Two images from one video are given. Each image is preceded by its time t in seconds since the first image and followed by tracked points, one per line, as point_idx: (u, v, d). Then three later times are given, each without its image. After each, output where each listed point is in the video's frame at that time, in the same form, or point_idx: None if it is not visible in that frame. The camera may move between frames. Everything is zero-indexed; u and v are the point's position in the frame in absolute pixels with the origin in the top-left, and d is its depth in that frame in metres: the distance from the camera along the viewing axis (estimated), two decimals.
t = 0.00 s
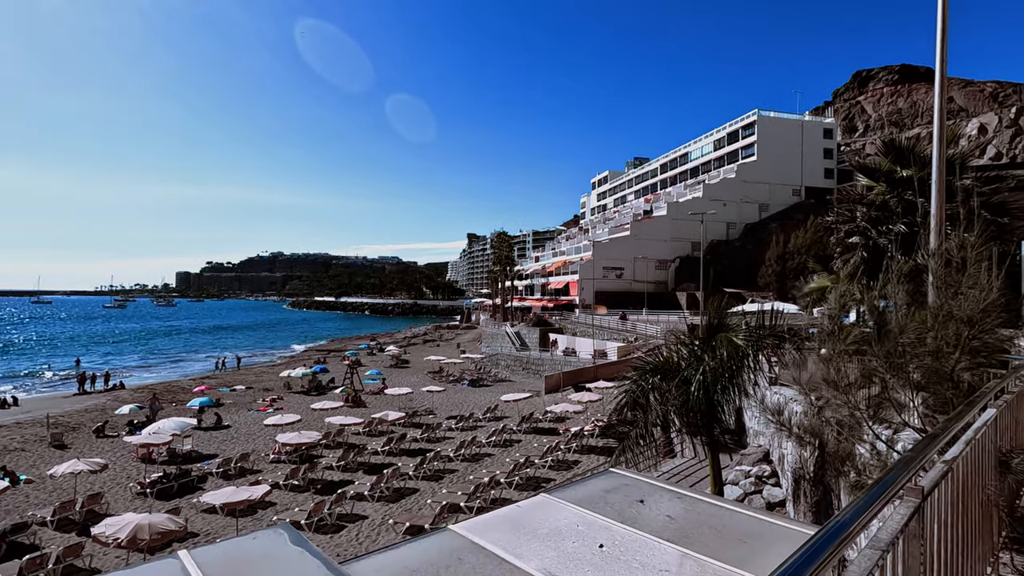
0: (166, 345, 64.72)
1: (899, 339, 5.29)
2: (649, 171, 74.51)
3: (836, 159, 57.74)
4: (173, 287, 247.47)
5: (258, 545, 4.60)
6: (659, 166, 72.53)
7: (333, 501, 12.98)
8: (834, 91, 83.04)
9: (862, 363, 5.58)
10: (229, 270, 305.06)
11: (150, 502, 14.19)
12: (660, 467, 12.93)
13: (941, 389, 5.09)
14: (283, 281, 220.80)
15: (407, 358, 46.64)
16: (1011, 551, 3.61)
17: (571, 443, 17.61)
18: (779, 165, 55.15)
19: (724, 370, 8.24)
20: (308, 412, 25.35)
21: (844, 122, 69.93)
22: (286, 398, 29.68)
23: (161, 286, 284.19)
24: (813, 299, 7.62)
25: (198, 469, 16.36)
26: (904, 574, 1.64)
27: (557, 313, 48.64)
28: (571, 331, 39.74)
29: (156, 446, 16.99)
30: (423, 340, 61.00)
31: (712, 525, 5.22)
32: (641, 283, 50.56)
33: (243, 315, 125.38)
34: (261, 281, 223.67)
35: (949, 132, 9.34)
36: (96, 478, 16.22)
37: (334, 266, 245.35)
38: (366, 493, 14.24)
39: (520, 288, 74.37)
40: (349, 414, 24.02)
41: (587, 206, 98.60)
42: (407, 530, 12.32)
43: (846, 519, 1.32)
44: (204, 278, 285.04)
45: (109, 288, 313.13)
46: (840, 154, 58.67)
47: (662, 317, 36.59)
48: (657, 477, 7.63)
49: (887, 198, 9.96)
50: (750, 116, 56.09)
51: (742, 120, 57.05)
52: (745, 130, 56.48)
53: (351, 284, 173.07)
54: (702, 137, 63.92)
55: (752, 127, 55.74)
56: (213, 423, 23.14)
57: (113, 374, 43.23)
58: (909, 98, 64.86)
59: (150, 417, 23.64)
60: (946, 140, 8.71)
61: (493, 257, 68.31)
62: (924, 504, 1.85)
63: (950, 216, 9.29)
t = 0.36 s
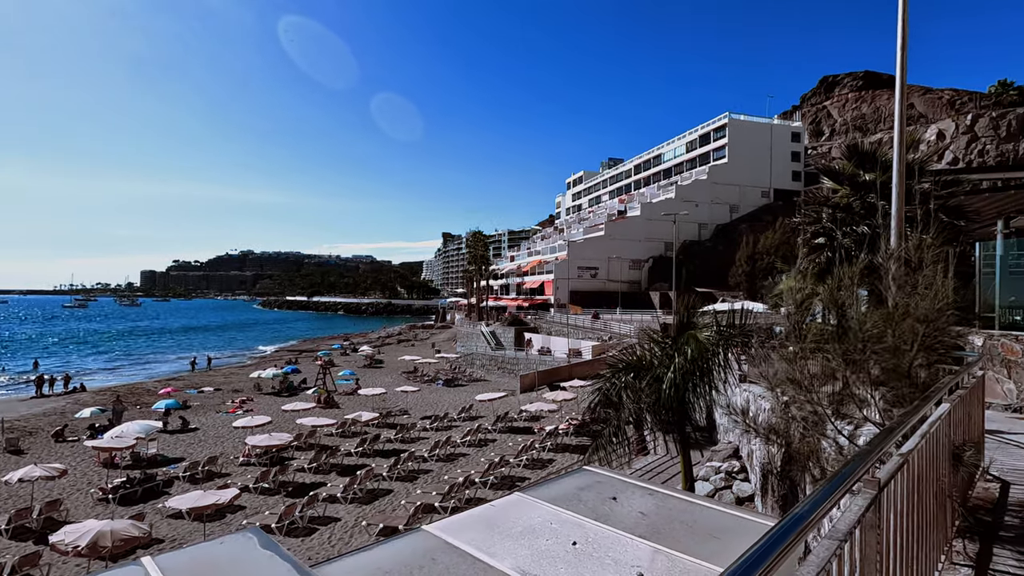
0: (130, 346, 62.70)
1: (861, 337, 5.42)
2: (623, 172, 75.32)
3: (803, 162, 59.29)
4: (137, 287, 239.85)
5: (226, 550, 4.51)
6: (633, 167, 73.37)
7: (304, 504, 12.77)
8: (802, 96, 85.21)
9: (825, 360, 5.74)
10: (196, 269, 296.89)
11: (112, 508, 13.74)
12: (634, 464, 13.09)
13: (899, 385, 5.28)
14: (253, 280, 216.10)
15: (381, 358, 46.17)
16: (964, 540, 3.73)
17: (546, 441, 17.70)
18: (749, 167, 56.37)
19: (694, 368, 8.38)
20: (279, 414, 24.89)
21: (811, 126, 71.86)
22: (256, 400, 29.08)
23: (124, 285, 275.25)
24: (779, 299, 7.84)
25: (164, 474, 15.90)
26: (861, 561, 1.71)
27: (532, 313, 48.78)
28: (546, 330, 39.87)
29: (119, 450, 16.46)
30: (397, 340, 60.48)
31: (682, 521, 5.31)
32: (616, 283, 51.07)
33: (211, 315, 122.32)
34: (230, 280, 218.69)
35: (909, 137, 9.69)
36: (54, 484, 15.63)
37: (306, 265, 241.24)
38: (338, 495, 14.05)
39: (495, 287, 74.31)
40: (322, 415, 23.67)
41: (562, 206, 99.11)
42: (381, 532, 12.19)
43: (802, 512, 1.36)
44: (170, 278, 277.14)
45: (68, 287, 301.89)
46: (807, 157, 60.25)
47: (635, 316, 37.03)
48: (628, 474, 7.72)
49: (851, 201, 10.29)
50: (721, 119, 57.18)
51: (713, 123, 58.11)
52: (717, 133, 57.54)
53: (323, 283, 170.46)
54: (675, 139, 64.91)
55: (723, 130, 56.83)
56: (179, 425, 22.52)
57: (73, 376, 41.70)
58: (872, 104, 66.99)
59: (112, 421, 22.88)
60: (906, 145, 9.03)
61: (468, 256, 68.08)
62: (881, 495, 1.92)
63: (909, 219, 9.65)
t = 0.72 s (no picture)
0: (113, 348, 61.74)
1: (843, 338, 5.48)
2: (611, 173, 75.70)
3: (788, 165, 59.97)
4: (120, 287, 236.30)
5: (209, 553, 4.45)
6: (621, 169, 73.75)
7: (290, 506, 12.64)
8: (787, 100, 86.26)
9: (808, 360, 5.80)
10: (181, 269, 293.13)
11: (93, 513, 13.51)
12: (621, 465, 13.17)
13: (880, 386, 5.34)
14: (238, 280, 213.92)
15: (369, 359, 45.95)
16: (943, 538, 3.78)
17: (533, 442, 17.73)
18: (735, 170, 56.92)
19: (680, 369, 8.45)
20: (264, 416, 24.64)
21: (796, 129, 72.77)
22: (241, 401, 28.79)
23: (107, 286, 271.00)
24: (763, 301, 7.91)
25: (147, 477, 15.68)
26: (839, 559, 1.73)
27: (521, 314, 48.83)
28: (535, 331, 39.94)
29: (101, 453, 16.20)
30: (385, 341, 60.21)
31: (669, 521, 5.35)
32: (604, 284, 51.31)
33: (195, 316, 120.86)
34: (215, 280, 216.31)
35: (890, 140, 9.86)
36: (33, 488, 15.34)
37: (293, 266, 239.21)
38: (325, 497, 13.95)
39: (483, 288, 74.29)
40: (308, 417, 23.47)
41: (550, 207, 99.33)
42: (368, 534, 12.11)
43: (779, 512, 1.37)
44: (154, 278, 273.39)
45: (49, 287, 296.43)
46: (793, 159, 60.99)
47: (623, 317, 37.24)
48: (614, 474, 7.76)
49: (834, 204, 10.44)
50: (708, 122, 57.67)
51: (700, 125, 58.60)
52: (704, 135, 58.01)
53: (310, 284, 169.27)
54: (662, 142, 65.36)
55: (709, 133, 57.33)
56: (162, 428, 22.22)
57: (54, 378, 40.97)
58: (856, 108, 68.02)
59: (94, 423, 22.52)
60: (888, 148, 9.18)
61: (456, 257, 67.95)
62: (860, 494, 1.94)
63: (891, 221, 9.80)
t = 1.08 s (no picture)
0: (95, 349, 60.79)
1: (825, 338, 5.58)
2: (600, 175, 75.99)
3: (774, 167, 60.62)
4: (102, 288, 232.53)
5: (191, 557, 4.41)
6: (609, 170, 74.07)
7: (275, 509, 12.52)
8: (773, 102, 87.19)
9: (791, 360, 5.88)
10: (165, 269, 289.03)
11: (73, 517, 13.30)
12: (608, 464, 13.23)
13: (860, 385, 5.43)
14: (223, 280, 211.54)
15: (356, 360, 45.68)
16: (921, 535, 3.84)
17: (521, 443, 17.73)
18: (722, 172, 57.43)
19: (666, 369, 8.52)
20: (250, 418, 24.39)
21: (781, 132, 73.60)
22: (226, 403, 28.47)
23: (89, 286, 266.56)
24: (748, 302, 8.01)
25: (129, 480, 15.44)
26: (816, 556, 1.75)
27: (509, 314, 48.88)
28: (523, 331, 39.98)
29: (81, 456, 15.92)
30: (372, 342, 59.91)
31: (654, 520, 5.38)
32: (591, 285, 51.53)
33: (180, 316, 119.34)
34: (200, 280, 213.90)
35: (872, 144, 10.03)
36: (11, 493, 15.04)
37: (279, 266, 236.96)
38: (311, 499, 13.84)
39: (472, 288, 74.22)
40: (294, 418, 23.28)
41: (539, 208, 99.49)
42: (354, 536, 12.03)
43: (756, 513, 1.38)
44: (137, 279, 269.57)
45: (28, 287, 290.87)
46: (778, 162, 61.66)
47: (611, 317, 37.40)
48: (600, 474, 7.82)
49: (818, 206, 10.59)
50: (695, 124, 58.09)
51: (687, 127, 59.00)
52: (691, 137, 58.43)
53: (297, 284, 167.89)
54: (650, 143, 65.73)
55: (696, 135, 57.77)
56: (145, 430, 21.90)
57: (34, 380, 40.20)
58: (839, 111, 68.94)
59: (75, 426, 22.15)
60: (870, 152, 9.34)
61: (445, 257, 67.79)
62: (839, 491, 1.97)
63: (873, 223, 9.95)
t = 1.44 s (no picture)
0: (78, 350, 59.87)
1: (814, 338, 5.63)
2: (589, 176, 76.27)
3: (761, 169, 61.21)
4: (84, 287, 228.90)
5: (176, 561, 4.35)
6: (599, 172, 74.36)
7: (262, 511, 12.40)
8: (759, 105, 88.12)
9: (778, 361, 5.93)
10: (149, 268, 285.31)
11: (54, 521, 13.08)
12: (597, 464, 13.29)
13: (844, 385, 5.49)
14: (209, 280, 209.25)
15: (344, 360, 45.43)
16: (903, 533, 3.90)
17: (510, 443, 17.75)
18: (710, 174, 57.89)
19: (654, 369, 8.58)
20: (236, 419, 24.15)
21: (768, 134, 74.36)
22: (212, 404, 28.16)
23: (71, 286, 262.35)
24: (735, 303, 8.07)
25: (112, 483, 15.21)
26: (797, 556, 1.76)
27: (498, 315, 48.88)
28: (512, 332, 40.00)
29: (63, 459, 15.67)
30: (361, 343, 59.62)
31: (641, 520, 5.41)
32: (581, 285, 51.69)
33: (165, 317, 117.83)
34: (185, 280, 211.52)
35: (856, 147, 10.18)
36: None
37: (267, 266, 234.94)
38: (298, 501, 13.73)
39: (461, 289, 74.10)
40: (282, 420, 23.10)
41: (528, 208, 99.62)
42: (342, 539, 11.93)
43: (737, 511, 1.39)
44: (121, 278, 265.82)
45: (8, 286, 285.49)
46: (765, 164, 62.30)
47: (600, 318, 37.54)
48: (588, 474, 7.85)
49: (803, 208, 10.73)
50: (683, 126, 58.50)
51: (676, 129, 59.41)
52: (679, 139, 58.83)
53: (285, 283, 166.52)
54: (639, 145, 66.10)
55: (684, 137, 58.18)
56: (129, 432, 21.59)
57: (15, 382, 39.49)
58: (825, 114, 69.81)
59: (56, 428, 21.79)
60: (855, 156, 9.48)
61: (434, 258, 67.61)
62: (820, 491, 1.99)
63: (857, 225, 10.09)
